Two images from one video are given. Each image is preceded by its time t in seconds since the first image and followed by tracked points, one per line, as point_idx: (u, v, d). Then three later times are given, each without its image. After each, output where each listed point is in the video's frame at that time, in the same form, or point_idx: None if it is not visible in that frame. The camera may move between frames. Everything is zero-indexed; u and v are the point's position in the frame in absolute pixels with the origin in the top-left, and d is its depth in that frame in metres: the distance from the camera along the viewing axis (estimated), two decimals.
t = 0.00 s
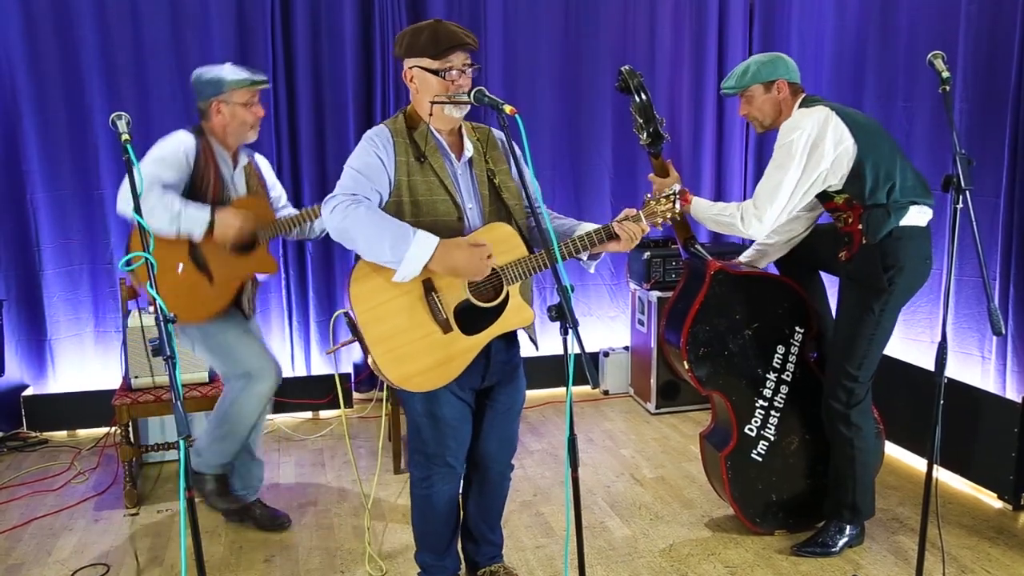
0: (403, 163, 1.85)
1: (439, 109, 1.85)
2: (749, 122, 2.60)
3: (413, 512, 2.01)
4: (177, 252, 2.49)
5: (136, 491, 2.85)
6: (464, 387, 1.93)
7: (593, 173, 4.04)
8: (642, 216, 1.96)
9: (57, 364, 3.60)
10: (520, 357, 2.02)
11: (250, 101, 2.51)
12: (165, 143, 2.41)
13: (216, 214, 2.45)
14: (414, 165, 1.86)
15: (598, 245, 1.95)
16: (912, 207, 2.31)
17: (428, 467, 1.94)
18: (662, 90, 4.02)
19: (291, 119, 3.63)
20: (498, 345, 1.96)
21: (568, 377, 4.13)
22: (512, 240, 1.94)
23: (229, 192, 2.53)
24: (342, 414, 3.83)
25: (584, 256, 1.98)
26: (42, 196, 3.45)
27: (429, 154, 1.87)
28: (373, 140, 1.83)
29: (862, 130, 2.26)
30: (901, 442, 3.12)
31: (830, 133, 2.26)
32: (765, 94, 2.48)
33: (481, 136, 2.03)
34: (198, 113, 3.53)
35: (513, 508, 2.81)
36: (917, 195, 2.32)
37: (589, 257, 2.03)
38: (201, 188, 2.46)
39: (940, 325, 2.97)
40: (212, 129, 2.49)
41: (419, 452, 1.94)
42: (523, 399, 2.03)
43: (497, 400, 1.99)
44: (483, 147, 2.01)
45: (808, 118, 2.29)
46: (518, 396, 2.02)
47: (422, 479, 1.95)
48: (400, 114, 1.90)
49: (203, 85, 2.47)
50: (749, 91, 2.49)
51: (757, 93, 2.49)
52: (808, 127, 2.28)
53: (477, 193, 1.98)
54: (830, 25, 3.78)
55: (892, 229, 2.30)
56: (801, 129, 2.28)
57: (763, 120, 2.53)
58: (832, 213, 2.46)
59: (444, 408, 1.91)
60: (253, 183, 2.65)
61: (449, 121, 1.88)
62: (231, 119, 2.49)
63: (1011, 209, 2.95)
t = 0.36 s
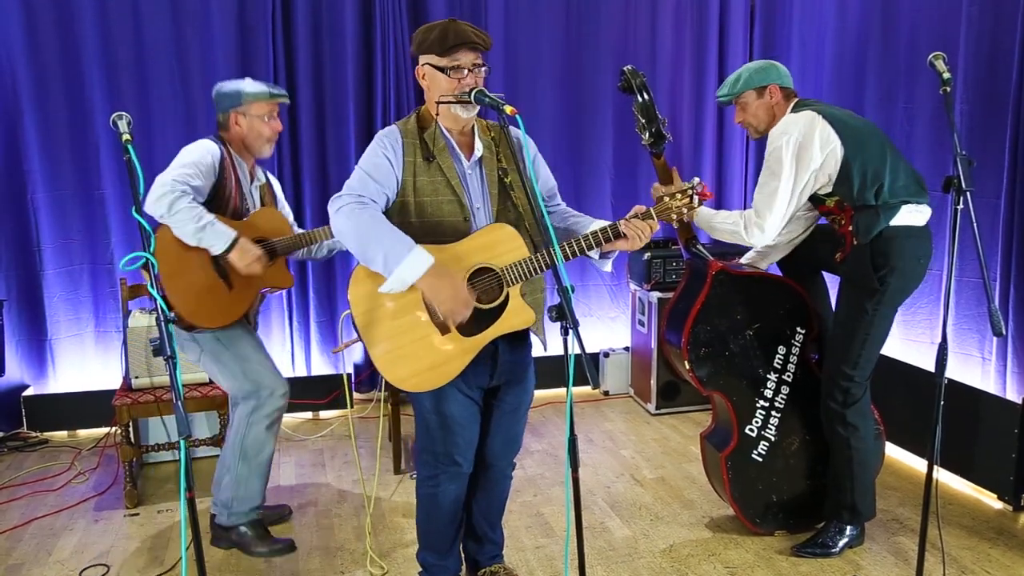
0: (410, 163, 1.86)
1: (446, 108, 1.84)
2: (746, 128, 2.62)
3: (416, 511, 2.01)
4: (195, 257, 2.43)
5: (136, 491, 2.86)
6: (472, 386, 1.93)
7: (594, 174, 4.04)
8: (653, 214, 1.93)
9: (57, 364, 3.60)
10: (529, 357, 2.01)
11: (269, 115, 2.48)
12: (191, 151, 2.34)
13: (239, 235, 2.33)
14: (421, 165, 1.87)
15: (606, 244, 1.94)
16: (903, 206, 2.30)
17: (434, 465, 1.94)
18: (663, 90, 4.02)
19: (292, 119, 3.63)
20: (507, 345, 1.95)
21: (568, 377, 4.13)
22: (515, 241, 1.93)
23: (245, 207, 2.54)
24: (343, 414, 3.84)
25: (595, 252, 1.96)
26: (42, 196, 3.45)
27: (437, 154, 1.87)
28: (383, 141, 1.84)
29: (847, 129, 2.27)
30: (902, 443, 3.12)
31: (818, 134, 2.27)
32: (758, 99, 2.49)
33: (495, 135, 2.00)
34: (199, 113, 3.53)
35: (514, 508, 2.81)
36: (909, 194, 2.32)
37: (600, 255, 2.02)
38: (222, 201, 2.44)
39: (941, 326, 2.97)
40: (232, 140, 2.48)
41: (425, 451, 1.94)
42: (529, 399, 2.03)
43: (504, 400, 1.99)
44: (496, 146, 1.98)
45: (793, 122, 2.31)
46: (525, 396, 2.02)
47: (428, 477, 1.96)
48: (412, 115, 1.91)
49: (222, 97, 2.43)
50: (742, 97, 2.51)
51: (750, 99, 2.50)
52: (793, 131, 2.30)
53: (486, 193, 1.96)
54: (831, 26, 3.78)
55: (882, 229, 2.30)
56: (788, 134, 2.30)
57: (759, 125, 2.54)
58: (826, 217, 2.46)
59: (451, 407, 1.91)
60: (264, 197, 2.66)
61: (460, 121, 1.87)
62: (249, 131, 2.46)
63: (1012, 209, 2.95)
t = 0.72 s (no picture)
0: (412, 161, 1.86)
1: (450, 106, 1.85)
2: (743, 129, 2.62)
3: (417, 511, 2.01)
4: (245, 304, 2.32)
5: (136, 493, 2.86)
6: (467, 386, 1.93)
7: (593, 175, 4.04)
8: (652, 225, 1.88)
9: (56, 367, 3.60)
10: (529, 357, 2.01)
11: (263, 114, 2.38)
12: (211, 187, 2.15)
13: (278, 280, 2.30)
14: (422, 164, 1.86)
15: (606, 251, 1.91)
16: (899, 205, 2.30)
17: (435, 465, 1.95)
18: (662, 91, 4.02)
19: (291, 120, 3.63)
20: (498, 347, 1.94)
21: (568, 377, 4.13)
22: (505, 247, 1.90)
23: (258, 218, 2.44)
24: (343, 415, 3.84)
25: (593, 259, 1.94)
26: (41, 198, 3.45)
27: (440, 154, 1.87)
28: (388, 139, 1.85)
29: (843, 127, 2.28)
30: (901, 442, 3.12)
31: (813, 132, 2.29)
32: (755, 99, 2.50)
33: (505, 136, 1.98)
34: (197, 114, 3.53)
35: (514, 509, 2.81)
36: (905, 193, 2.32)
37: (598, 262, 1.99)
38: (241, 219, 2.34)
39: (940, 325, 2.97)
40: (223, 138, 2.37)
41: (425, 452, 1.95)
42: (529, 401, 2.03)
43: (504, 401, 1.99)
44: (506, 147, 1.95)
45: (789, 122, 2.32)
46: (525, 398, 2.01)
47: (429, 476, 1.96)
48: (421, 113, 1.91)
49: (217, 93, 2.32)
50: (739, 98, 2.51)
51: (747, 99, 2.51)
52: (789, 130, 2.31)
53: (487, 193, 1.95)
54: (829, 26, 3.78)
55: (878, 228, 2.31)
56: (785, 133, 2.31)
57: (756, 125, 2.55)
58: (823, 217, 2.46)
59: (450, 406, 1.91)
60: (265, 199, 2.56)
61: (466, 122, 1.87)
62: (244, 133, 2.36)
63: (1010, 208, 2.95)
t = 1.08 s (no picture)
0: (411, 164, 1.86)
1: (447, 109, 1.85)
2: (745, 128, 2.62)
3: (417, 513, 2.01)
4: (252, 297, 2.37)
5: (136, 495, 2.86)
6: (469, 388, 1.93)
7: (593, 176, 4.05)
8: (652, 223, 1.87)
9: (56, 368, 3.60)
10: (533, 359, 2.00)
11: (275, 108, 2.37)
12: (227, 178, 2.20)
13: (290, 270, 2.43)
14: (421, 166, 1.87)
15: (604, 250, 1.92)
16: (900, 206, 2.31)
17: (435, 468, 1.95)
18: (662, 92, 4.03)
19: (291, 121, 3.63)
20: (501, 348, 1.94)
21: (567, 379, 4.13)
22: (504, 246, 1.90)
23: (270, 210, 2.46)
24: (342, 417, 3.84)
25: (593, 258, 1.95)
26: (41, 200, 3.45)
27: (439, 156, 1.87)
28: (387, 141, 1.85)
29: (847, 129, 2.28)
30: (901, 443, 3.12)
31: (816, 133, 2.28)
32: (755, 99, 2.50)
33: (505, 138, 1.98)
34: (197, 116, 3.53)
35: (514, 510, 2.81)
36: (906, 194, 2.33)
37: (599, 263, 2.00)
38: (253, 209, 2.36)
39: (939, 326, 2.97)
40: (236, 132, 2.35)
41: (425, 455, 1.95)
42: (531, 403, 2.02)
43: (506, 404, 1.99)
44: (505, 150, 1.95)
45: (792, 122, 2.31)
46: (526, 401, 2.01)
47: (430, 479, 1.96)
48: (420, 117, 1.91)
49: (228, 87, 2.30)
50: (740, 98, 2.52)
51: (747, 99, 2.51)
52: (793, 130, 2.29)
53: (486, 196, 1.94)
54: (828, 27, 3.79)
55: (879, 229, 2.31)
56: (788, 132, 2.29)
57: (757, 125, 2.55)
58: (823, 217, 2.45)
59: (451, 408, 1.92)
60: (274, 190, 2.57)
61: (466, 125, 1.87)
62: (256, 126, 2.35)
63: (1009, 208, 2.95)
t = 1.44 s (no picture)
0: (405, 167, 1.86)
1: (440, 112, 1.85)
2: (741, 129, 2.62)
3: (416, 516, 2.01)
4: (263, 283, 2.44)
5: (135, 498, 2.86)
6: (472, 390, 1.93)
7: (592, 178, 4.05)
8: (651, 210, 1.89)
9: (56, 370, 3.60)
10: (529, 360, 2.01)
11: (288, 102, 2.45)
12: (236, 162, 2.26)
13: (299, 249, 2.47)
14: (415, 170, 1.87)
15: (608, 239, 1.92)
16: (896, 207, 2.31)
17: (434, 471, 1.94)
18: (661, 94, 4.03)
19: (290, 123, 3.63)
20: (505, 348, 1.95)
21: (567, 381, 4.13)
22: (510, 242, 1.91)
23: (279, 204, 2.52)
24: (342, 419, 3.84)
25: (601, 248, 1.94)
26: (40, 203, 3.45)
27: (433, 158, 1.88)
28: (376, 147, 1.85)
29: (843, 130, 2.28)
30: (901, 444, 3.12)
31: (810, 134, 2.28)
32: (752, 101, 2.50)
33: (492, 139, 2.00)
34: (197, 118, 3.53)
35: (514, 512, 2.81)
36: (902, 195, 2.32)
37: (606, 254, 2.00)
38: (261, 198, 2.41)
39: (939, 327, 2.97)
40: (252, 129, 2.43)
41: (422, 458, 1.95)
42: (530, 404, 2.02)
43: (506, 404, 1.99)
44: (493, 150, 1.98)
45: (787, 123, 2.33)
46: (525, 402, 2.01)
47: (430, 483, 1.96)
48: (407, 120, 1.91)
49: (242, 84, 2.38)
50: (737, 100, 2.52)
51: (744, 101, 2.51)
52: (787, 131, 2.31)
53: (482, 195, 1.97)
54: (827, 28, 3.79)
55: (876, 230, 2.30)
56: (783, 134, 2.31)
57: (754, 127, 2.55)
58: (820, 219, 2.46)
59: (451, 410, 1.91)
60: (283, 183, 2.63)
61: (455, 126, 1.87)
62: (269, 120, 2.43)
63: (1008, 209, 2.95)
